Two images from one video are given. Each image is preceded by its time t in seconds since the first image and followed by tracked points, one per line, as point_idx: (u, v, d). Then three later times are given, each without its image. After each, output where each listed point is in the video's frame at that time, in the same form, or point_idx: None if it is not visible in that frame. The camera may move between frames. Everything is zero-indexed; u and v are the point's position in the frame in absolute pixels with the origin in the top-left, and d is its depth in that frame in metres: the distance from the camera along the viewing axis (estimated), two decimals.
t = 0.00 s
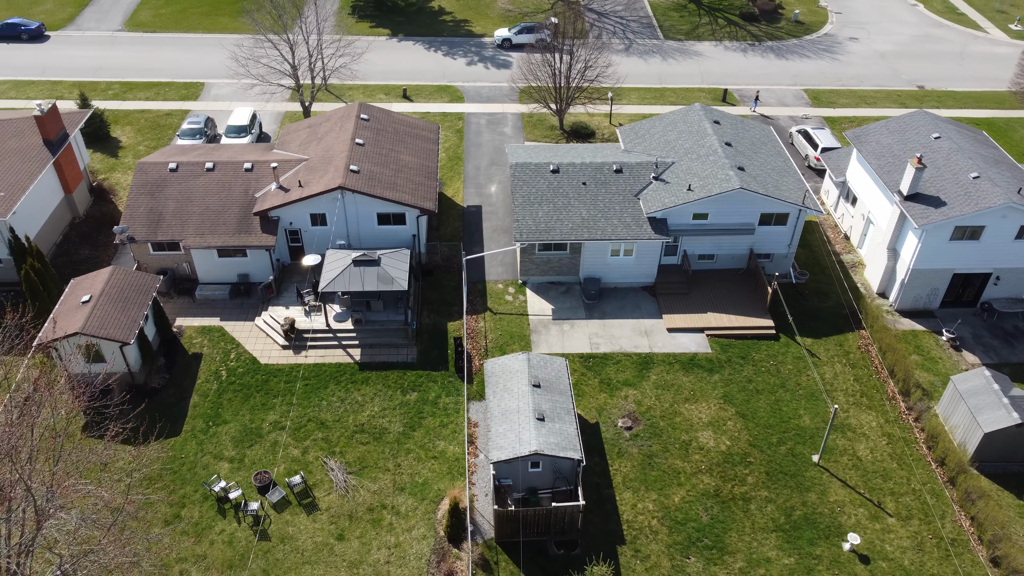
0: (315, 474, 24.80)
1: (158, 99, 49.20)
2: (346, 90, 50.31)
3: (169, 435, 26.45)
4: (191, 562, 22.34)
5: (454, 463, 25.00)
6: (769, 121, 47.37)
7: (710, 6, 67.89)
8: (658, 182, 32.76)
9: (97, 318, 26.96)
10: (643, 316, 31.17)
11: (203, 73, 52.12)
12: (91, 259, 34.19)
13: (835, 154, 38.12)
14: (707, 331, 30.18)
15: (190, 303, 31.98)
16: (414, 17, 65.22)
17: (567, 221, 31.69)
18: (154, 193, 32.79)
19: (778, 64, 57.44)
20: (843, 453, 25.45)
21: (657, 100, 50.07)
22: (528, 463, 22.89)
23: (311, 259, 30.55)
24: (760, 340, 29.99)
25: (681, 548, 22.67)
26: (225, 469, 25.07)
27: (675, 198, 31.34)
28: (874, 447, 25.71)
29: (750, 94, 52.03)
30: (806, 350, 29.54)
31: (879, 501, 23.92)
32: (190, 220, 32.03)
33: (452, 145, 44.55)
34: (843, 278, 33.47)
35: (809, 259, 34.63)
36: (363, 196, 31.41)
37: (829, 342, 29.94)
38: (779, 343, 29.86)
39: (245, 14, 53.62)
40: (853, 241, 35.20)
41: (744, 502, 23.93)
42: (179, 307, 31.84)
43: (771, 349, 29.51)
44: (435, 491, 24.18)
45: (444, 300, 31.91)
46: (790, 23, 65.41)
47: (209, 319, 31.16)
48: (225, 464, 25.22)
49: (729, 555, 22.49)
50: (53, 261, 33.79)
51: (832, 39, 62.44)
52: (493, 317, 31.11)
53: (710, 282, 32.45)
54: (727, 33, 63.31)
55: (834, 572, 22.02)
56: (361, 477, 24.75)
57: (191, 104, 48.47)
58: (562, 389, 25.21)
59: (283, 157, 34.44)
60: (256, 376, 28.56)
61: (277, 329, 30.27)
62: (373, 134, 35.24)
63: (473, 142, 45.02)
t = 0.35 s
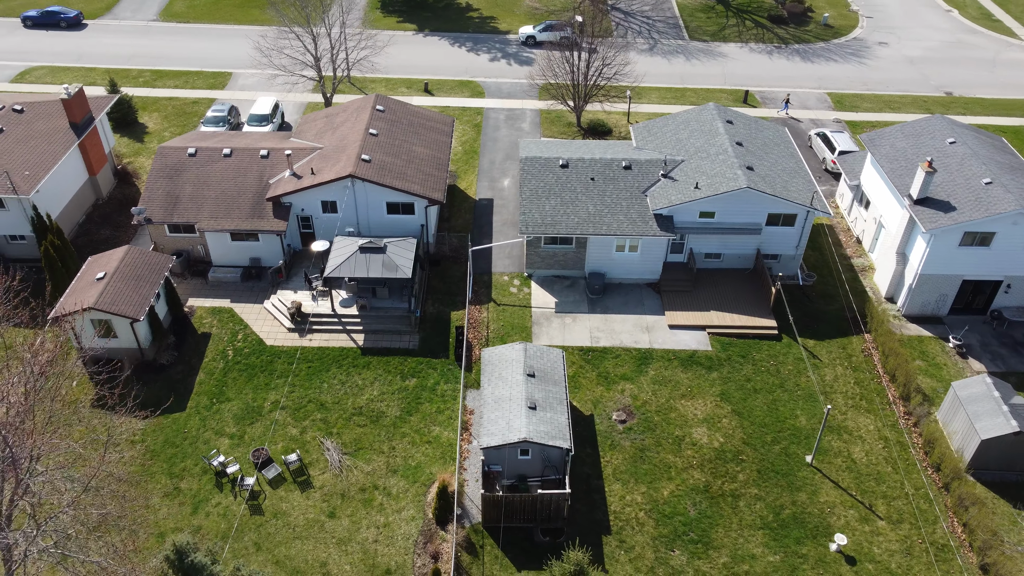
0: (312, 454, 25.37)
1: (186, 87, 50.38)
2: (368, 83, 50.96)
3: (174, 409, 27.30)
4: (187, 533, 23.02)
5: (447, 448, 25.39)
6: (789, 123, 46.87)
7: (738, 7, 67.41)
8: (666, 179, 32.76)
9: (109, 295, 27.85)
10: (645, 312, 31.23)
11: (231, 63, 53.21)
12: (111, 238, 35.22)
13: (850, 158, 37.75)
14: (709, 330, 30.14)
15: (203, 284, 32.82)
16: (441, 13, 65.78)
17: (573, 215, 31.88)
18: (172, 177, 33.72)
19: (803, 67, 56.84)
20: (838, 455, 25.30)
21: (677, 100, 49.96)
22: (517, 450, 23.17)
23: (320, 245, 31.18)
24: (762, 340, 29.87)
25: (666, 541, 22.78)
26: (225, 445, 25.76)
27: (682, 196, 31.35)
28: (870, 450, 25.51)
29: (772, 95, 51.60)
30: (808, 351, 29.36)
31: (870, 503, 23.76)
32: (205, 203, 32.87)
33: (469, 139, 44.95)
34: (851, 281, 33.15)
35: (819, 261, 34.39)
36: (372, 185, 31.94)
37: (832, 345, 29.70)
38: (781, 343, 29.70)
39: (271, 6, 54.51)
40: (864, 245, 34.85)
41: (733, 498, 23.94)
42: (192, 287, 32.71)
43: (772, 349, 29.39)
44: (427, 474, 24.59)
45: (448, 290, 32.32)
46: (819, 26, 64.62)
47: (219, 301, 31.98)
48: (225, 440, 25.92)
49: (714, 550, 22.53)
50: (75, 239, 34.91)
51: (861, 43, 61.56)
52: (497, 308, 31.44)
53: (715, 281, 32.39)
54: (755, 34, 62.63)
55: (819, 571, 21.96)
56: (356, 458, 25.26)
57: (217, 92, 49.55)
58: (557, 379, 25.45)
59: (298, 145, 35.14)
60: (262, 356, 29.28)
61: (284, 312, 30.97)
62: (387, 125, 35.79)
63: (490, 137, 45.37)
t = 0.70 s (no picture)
0: (310, 436, 25.90)
1: (212, 78, 51.44)
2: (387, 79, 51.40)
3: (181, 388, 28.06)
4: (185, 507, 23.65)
5: (442, 435, 25.76)
6: (807, 127, 46.30)
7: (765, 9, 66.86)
8: (674, 177, 32.77)
9: (123, 275, 28.70)
10: (648, 309, 31.31)
11: (256, 55, 54.16)
12: (130, 222, 36.19)
13: (864, 162, 37.37)
14: (710, 328, 30.12)
15: (216, 269, 33.64)
16: (466, 10, 66.26)
17: (579, 211, 32.06)
18: (190, 163, 34.58)
19: (826, 70, 56.10)
20: (833, 457, 25.16)
21: (696, 101, 49.83)
22: (509, 439, 23.45)
23: (329, 233, 31.77)
24: (764, 341, 29.77)
25: (654, 534, 22.90)
26: (227, 424, 26.42)
27: (688, 194, 31.36)
28: (866, 453, 25.31)
29: (791, 98, 51.10)
30: (809, 353, 29.20)
31: (863, 506, 23.62)
32: (220, 190, 33.65)
33: (485, 135, 45.26)
34: (859, 285, 32.86)
35: (828, 264, 34.11)
36: (382, 176, 32.45)
37: (834, 348, 29.49)
38: (783, 345, 29.57)
39: None
40: (875, 249, 34.47)
41: (723, 495, 23.96)
42: (205, 271, 33.52)
43: (773, 350, 29.28)
44: (421, 460, 24.98)
45: (454, 281, 32.72)
46: (846, 30, 63.85)
47: (230, 285, 32.75)
48: (228, 420, 26.57)
49: (700, 545, 22.58)
50: (95, 222, 35.93)
51: (888, 47, 60.71)
52: (500, 301, 31.74)
53: (721, 281, 32.33)
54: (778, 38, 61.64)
55: (805, 571, 21.92)
56: (353, 441, 25.74)
57: (241, 83, 50.52)
58: (553, 371, 25.67)
59: (313, 135, 35.77)
60: (268, 340, 29.93)
61: (292, 298, 31.61)
62: (401, 118, 36.28)
63: (506, 133, 45.69)
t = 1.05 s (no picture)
0: (310, 417, 26.51)
1: (239, 68, 52.52)
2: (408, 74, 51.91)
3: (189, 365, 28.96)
4: (185, 480, 24.42)
5: (438, 421, 26.16)
6: (828, 130, 45.64)
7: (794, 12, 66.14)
8: (684, 176, 32.74)
9: (137, 255, 29.65)
10: (652, 306, 31.38)
11: (284, 47, 55.11)
12: (152, 205, 37.24)
13: (880, 166, 36.92)
14: (713, 327, 30.07)
15: (231, 253, 34.54)
16: (493, 7, 66.65)
17: (586, 206, 32.22)
18: (209, 149, 35.52)
19: (852, 76, 54.67)
20: (827, 458, 25.04)
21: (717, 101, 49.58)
22: (501, 427, 23.80)
23: (339, 221, 32.40)
24: (767, 341, 29.62)
25: (640, 526, 23.05)
26: (231, 402, 27.18)
27: (696, 193, 31.36)
28: (861, 456, 25.11)
29: (815, 103, 49.82)
30: (811, 355, 29.00)
31: (853, 508, 23.50)
32: (237, 176, 34.49)
33: (503, 131, 45.61)
34: (869, 289, 32.47)
35: (837, 267, 33.77)
36: (393, 166, 32.98)
37: (837, 351, 29.21)
38: (785, 346, 29.39)
39: None
40: (887, 254, 34.02)
41: (713, 492, 24.01)
42: (220, 255, 34.43)
43: (775, 351, 29.13)
44: (416, 444, 25.41)
45: (461, 272, 33.15)
46: (876, 34, 62.91)
47: (243, 269, 33.61)
48: (232, 398, 27.33)
49: (686, 539, 22.67)
50: (118, 204, 37.10)
51: (918, 53, 59.68)
52: (505, 293, 32.06)
53: (727, 281, 32.21)
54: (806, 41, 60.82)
55: (789, 569, 21.91)
56: (351, 423, 26.28)
57: (267, 74, 51.50)
58: (549, 363, 25.93)
59: (330, 126, 36.43)
60: (275, 323, 30.64)
61: (301, 283, 32.31)
62: (416, 110, 36.78)
63: (524, 129, 45.98)
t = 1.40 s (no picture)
0: (310, 400, 27.10)
1: (264, 61, 53.45)
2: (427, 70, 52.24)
3: (198, 346, 29.79)
4: (186, 456, 25.11)
5: (435, 409, 26.56)
6: (846, 135, 45.07)
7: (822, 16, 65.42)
8: (692, 174, 32.69)
9: (151, 238, 30.52)
10: (655, 303, 31.44)
11: (308, 41, 55.93)
12: (171, 191, 38.17)
13: (894, 171, 36.54)
14: (714, 326, 30.06)
15: (244, 239, 35.31)
16: (518, 5, 66.91)
17: (593, 203, 32.36)
18: (227, 138, 36.37)
19: (875, 80, 54.03)
20: (821, 460, 24.93)
21: (736, 103, 49.30)
22: (494, 416, 24.12)
23: (350, 210, 32.99)
24: (768, 341, 29.52)
25: (628, 519, 23.21)
26: (236, 383, 27.92)
27: (702, 192, 31.35)
28: (856, 459, 24.97)
29: (835, 105, 49.21)
30: (813, 357, 28.80)
31: (844, 510, 23.40)
32: (252, 165, 35.25)
33: (518, 127, 45.90)
34: (876, 294, 32.18)
35: (846, 270, 33.48)
36: (404, 158, 33.48)
37: (840, 353, 28.99)
38: (786, 347, 29.27)
39: None
40: (897, 259, 33.64)
41: (704, 488, 24.08)
42: (233, 241, 35.24)
43: (776, 351, 29.02)
44: (412, 431, 25.85)
45: (467, 264, 33.54)
46: (903, 39, 61.95)
47: (255, 255, 34.37)
48: (237, 379, 28.05)
49: (674, 533, 22.76)
50: (139, 189, 38.14)
51: (945, 59, 58.70)
52: (510, 286, 32.37)
53: (732, 281, 32.11)
54: (832, 44, 60.08)
55: (775, 567, 21.90)
56: (350, 408, 26.80)
57: (290, 67, 52.34)
58: (546, 355, 26.19)
59: (345, 117, 37.04)
60: (282, 308, 31.32)
61: (310, 271, 32.95)
62: (430, 104, 37.27)
63: (540, 126, 46.21)
